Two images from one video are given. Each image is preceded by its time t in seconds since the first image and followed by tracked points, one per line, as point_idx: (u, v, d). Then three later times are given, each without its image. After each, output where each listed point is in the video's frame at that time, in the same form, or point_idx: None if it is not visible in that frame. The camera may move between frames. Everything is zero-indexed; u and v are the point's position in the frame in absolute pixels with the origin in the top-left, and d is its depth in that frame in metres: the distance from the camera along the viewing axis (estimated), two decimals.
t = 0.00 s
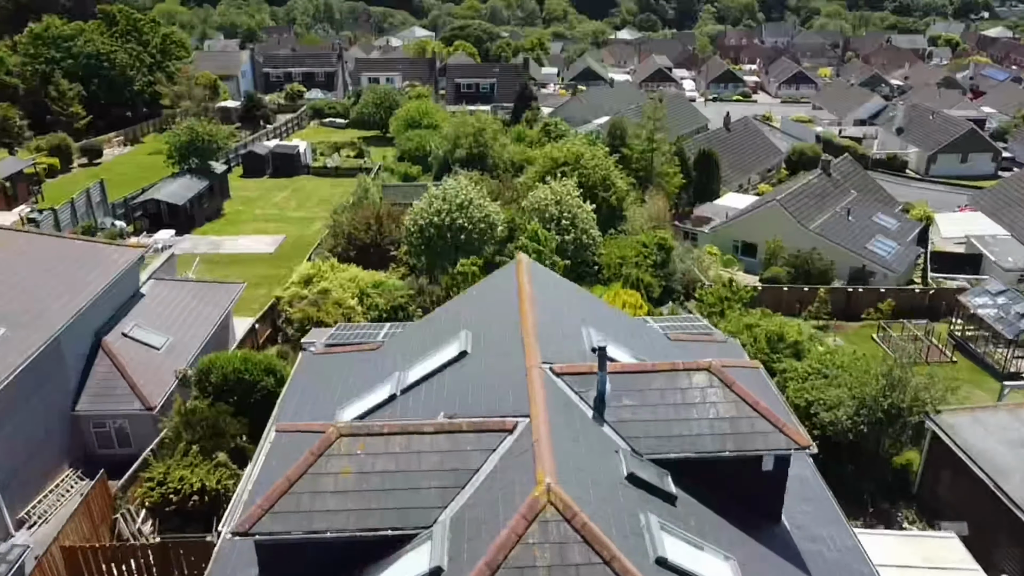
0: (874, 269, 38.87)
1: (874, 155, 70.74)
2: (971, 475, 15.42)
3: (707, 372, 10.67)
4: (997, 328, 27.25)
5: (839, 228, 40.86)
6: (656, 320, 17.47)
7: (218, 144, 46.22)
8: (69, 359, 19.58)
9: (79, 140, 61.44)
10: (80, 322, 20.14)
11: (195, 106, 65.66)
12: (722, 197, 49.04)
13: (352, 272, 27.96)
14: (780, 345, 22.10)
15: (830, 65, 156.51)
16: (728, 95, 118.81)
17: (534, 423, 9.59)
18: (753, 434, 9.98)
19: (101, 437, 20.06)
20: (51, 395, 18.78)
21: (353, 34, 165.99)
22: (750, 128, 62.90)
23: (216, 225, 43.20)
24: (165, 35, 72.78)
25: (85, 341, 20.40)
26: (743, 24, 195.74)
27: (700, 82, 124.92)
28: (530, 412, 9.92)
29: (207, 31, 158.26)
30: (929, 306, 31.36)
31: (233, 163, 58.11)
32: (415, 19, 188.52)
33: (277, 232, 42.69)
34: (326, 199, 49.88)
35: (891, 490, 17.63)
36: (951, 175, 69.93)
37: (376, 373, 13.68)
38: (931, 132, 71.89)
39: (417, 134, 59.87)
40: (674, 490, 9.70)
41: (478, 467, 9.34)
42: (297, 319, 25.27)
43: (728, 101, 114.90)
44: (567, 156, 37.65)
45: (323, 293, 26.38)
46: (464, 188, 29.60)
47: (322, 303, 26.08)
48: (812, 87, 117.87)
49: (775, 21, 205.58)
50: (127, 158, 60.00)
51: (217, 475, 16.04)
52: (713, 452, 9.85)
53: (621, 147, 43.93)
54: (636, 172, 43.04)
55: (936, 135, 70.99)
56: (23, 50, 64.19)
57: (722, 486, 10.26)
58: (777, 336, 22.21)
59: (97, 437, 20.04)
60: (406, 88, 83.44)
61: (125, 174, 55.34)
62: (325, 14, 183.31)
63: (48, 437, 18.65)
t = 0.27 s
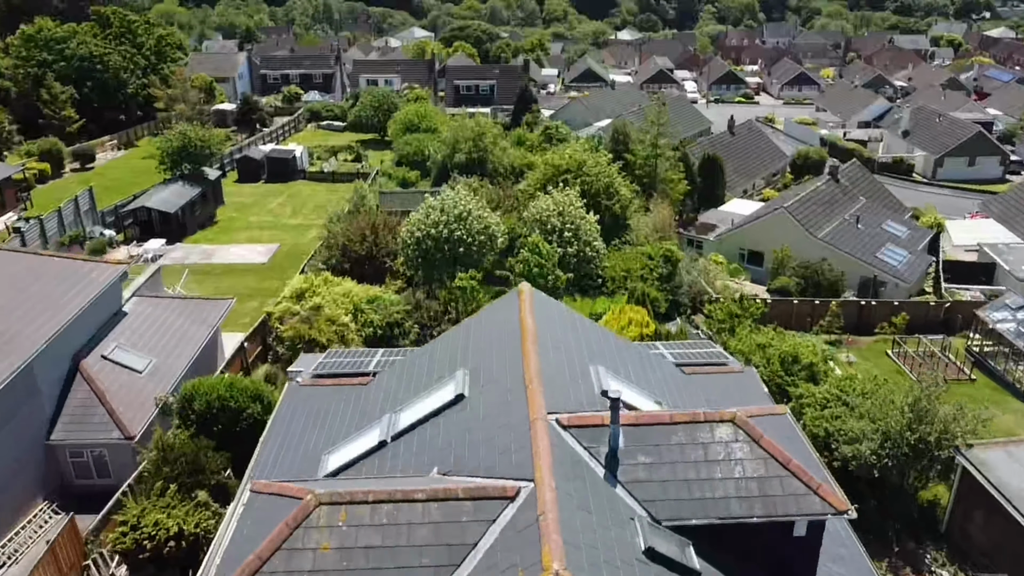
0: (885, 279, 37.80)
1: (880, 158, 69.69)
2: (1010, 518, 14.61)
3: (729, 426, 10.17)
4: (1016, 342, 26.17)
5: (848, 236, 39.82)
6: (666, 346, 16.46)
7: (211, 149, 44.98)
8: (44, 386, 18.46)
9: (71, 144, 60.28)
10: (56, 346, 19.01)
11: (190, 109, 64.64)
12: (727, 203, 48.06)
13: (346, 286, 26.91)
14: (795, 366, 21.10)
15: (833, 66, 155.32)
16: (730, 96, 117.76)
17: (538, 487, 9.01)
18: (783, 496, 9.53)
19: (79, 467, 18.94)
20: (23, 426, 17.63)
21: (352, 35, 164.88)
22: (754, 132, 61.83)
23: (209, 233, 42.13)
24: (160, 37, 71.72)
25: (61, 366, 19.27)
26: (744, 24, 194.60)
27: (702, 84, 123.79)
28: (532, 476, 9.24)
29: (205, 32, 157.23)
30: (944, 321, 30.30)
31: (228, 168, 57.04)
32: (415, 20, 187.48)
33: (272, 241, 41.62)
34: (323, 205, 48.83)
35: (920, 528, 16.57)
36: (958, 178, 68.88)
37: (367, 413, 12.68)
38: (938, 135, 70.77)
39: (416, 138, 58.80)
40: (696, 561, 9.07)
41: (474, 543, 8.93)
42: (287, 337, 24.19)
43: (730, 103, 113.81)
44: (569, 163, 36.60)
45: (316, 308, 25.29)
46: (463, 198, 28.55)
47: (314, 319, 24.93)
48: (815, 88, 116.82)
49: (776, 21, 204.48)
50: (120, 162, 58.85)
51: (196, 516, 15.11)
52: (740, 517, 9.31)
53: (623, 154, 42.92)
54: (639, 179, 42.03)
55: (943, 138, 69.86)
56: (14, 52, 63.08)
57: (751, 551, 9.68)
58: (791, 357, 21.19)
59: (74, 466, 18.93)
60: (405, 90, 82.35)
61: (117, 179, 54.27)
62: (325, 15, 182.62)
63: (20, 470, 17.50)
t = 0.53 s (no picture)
0: (895, 289, 36.83)
1: (886, 161, 68.72)
2: None
3: (754, 483, 9.45)
4: None
5: (856, 244, 38.80)
6: (675, 374, 15.54)
7: (205, 154, 43.96)
8: (18, 413, 17.45)
9: (64, 148, 59.30)
10: (32, 369, 17.99)
11: (185, 113, 63.80)
12: (733, 209, 47.13)
13: (340, 300, 25.93)
14: (808, 388, 20.17)
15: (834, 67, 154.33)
16: (732, 98, 116.81)
17: (546, 563, 8.00)
18: (817, 567, 8.86)
19: (55, 496, 17.95)
20: None
21: (352, 35, 163.93)
22: (759, 135, 60.89)
23: (202, 240, 41.18)
24: (155, 39, 70.83)
25: (38, 391, 18.26)
26: (745, 24, 193.58)
27: (703, 85, 122.84)
28: (539, 548, 8.22)
29: (203, 32, 156.30)
30: (958, 335, 29.37)
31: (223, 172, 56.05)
32: (414, 20, 186.60)
33: (266, 248, 40.64)
34: (319, 211, 47.87)
35: (945, 565, 15.66)
36: (965, 182, 67.91)
37: (356, 455, 11.68)
38: (944, 138, 69.83)
39: (414, 142, 57.88)
40: None
41: None
42: (278, 355, 23.20)
43: (732, 104, 112.87)
44: (571, 170, 35.68)
45: (309, 323, 24.31)
46: (463, 207, 27.57)
47: (307, 335, 23.89)
48: (817, 89, 115.89)
49: (776, 21, 203.53)
50: (114, 166, 57.90)
51: (174, 559, 14.50)
52: None
53: (626, 159, 42.07)
54: (642, 186, 41.13)
55: (949, 141, 68.91)
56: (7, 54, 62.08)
57: None
58: (805, 379, 20.26)
59: (51, 496, 17.94)
60: (404, 92, 81.40)
61: (110, 184, 53.25)
62: (324, 15, 181.66)
63: None
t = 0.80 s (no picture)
0: (909, 299, 35.58)
1: (893, 163, 67.45)
2: None
3: None
4: None
5: (868, 253, 37.55)
6: (690, 412, 14.33)
7: (196, 159, 42.68)
8: None
9: (55, 151, 58.02)
10: None
11: (179, 114, 62.63)
12: (739, 214, 45.93)
13: (333, 316, 24.74)
14: (828, 416, 18.98)
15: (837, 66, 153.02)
16: (734, 97, 115.49)
17: None
18: None
19: (24, 536, 16.68)
20: None
21: (351, 33, 162.57)
22: (764, 137, 59.64)
23: (193, 248, 39.97)
24: (149, 39, 69.56)
25: (5, 424, 17.01)
26: (746, 22, 192.15)
27: (706, 84, 121.54)
28: None
29: (201, 30, 154.92)
30: (978, 351, 28.17)
31: (217, 176, 54.76)
32: (413, 18, 185.22)
33: (259, 256, 39.37)
34: (314, 216, 46.60)
35: None
36: (974, 184, 66.69)
37: (339, 521, 10.45)
38: (952, 139, 68.60)
39: (412, 144, 56.63)
40: None
41: None
42: (264, 377, 22.00)
43: (735, 104, 111.57)
44: (574, 176, 34.41)
45: (299, 342, 23.11)
46: (462, 219, 26.32)
47: (296, 356, 22.65)
48: (821, 89, 114.62)
49: (778, 19, 202.15)
50: (106, 169, 56.62)
51: None
52: None
53: (631, 165, 40.97)
54: (646, 192, 39.92)
55: (958, 142, 67.69)
56: None
57: None
58: (825, 407, 19.04)
59: (19, 536, 16.67)
60: (402, 92, 80.12)
61: (101, 188, 51.96)
62: (323, 13, 180.29)
63: None
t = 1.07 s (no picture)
0: (922, 311, 34.45)
1: (900, 167, 66.29)
2: None
3: None
4: None
5: (879, 262, 36.41)
6: (707, 455, 13.21)
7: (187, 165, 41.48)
8: None
9: (46, 154, 56.83)
10: None
11: (172, 117, 61.56)
12: (745, 221, 44.86)
13: (325, 334, 23.64)
14: (849, 447, 17.86)
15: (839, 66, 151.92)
16: (736, 98, 114.31)
17: None
18: None
19: None
20: None
21: (350, 32, 161.43)
22: (770, 140, 58.50)
23: (184, 257, 38.82)
24: (143, 41, 68.45)
25: None
26: (747, 22, 190.99)
27: (707, 84, 120.41)
28: None
29: (199, 30, 153.79)
30: (998, 369, 27.05)
31: (211, 180, 53.63)
32: (413, 17, 184.05)
33: (251, 265, 38.20)
34: (309, 223, 45.46)
35: None
36: (982, 188, 65.52)
37: None
38: (960, 142, 67.48)
39: (411, 148, 55.51)
40: None
41: None
42: (251, 400, 20.87)
43: (737, 105, 110.34)
44: (577, 184, 33.29)
45: (288, 363, 22.00)
46: (461, 232, 25.18)
47: (285, 378, 21.53)
48: (824, 89, 113.41)
49: (779, 19, 200.99)
50: (98, 173, 55.45)
51: None
52: None
53: (635, 172, 39.90)
54: (650, 199, 38.84)
55: (966, 145, 66.58)
56: None
57: None
58: (846, 437, 17.87)
59: None
60: (400, 94, 78.99)
61: (92, 193, 50.82)
62: (322, 12, 179.16)
63: None
